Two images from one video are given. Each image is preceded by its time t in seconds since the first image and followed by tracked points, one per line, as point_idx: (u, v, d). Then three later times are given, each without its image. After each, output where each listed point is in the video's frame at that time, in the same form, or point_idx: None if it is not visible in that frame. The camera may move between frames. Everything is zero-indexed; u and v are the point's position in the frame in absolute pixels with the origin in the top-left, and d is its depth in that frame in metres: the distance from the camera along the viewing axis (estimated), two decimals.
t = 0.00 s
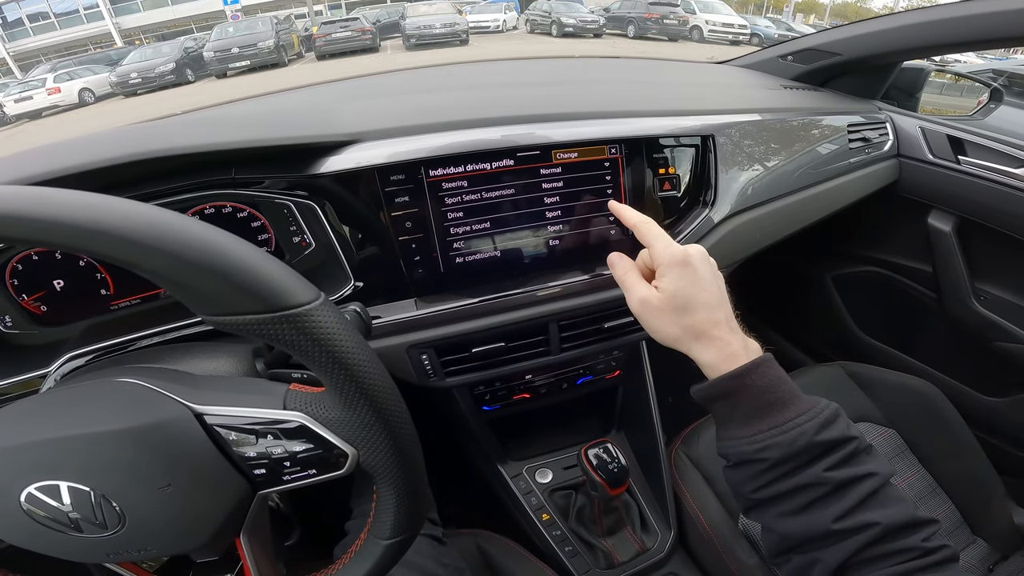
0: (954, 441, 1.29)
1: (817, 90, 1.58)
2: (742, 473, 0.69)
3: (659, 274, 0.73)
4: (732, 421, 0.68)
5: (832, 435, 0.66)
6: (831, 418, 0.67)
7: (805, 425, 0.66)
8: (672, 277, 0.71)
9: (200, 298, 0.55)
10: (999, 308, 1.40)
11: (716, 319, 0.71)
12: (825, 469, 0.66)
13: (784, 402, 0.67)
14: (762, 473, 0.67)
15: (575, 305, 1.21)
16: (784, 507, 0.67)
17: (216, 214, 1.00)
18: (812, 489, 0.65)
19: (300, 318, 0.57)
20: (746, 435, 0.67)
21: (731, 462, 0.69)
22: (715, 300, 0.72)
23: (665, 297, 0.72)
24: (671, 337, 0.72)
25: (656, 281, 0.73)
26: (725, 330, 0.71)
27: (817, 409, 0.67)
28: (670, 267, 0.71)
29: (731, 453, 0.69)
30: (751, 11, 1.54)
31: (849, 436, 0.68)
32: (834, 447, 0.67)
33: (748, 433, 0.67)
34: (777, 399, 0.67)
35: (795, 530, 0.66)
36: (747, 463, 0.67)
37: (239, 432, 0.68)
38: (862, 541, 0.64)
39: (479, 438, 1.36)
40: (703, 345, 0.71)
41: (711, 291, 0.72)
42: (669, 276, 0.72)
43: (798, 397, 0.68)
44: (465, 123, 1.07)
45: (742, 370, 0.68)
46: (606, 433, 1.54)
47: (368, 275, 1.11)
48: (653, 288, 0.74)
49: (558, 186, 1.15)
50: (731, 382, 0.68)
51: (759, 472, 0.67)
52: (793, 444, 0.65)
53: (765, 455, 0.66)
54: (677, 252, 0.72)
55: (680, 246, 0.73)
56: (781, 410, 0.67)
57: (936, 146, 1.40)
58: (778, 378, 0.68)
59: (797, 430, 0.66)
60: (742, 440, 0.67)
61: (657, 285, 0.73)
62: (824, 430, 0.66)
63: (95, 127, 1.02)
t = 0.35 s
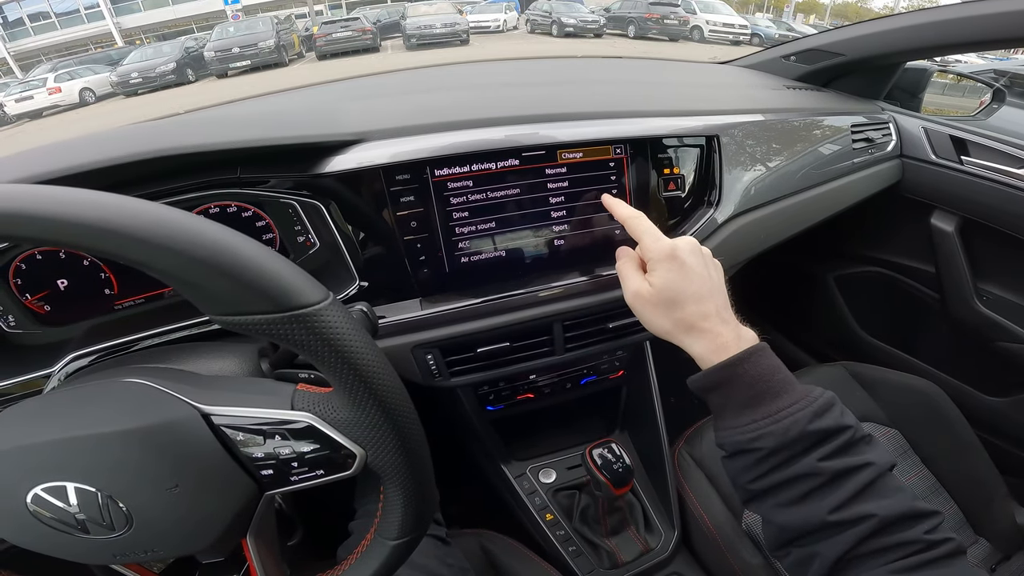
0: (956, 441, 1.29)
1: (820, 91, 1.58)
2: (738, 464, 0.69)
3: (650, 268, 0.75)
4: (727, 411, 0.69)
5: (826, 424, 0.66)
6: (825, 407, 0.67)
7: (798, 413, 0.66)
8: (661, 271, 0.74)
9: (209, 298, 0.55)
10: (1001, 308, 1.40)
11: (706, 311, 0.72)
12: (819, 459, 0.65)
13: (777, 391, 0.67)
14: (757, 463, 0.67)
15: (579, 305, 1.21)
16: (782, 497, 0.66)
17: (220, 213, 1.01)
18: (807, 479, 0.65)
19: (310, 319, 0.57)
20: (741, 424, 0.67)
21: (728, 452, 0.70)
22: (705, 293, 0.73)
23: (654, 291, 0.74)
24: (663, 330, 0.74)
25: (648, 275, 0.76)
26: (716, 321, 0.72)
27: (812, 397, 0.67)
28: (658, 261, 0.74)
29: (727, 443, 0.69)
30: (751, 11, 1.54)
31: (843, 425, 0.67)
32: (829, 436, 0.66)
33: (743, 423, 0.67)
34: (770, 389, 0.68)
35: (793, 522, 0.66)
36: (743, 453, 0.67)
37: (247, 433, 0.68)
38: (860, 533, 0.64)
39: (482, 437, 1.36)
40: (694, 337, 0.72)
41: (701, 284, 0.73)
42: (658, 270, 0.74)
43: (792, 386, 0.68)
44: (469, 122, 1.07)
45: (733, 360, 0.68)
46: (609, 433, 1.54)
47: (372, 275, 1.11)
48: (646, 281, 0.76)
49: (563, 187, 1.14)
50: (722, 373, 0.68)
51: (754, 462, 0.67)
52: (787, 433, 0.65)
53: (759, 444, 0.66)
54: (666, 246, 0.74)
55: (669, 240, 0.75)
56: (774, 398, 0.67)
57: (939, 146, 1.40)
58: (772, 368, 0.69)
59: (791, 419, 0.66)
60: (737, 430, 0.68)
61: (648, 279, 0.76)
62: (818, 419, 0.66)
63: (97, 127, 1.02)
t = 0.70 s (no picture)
0: (962, 440, 1.28)
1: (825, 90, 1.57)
2: (746, 460, 0.69)
3: (659, 265, 0.76)
4: (735, 408, 0.69)
5: (835, 422, 0.66)
6: (834, 404, 0.67)
7: (807, 410, 0.66)
8: (671, 268, 0.75)
9: (224, 295, 0.55)
10: (1006, 308, 1.40)
11: (715, 308, 0.73)
12: (828, 456, 0.65)
13: (785, 387, 0.67)
14: (765, 460, 0.67)
15: (584, 305, 1.21)
16: (790, 495, 0.67)
17: (227, 212, 1.01)
18: (817, 476, 0.65)
19: (324, 316, 0.57)
20: (748, 421, 0.67)
21: (736, 449, 0.69)
22: (715, 290, 0.74)
23: (663, 287, 0.75)
24: (672, 326, 0.75)
25: (657, 272, 0.77)
26: (724, 319, 0.73)
27: (820, 394, 0.67)
28: (668, 258, 0.75)
29: (735, 439, 0.69)
30: (752, 12, 1.54)
31: (852, 422, 0.67)
32: (837, 433, 0.66)
33: (751, 420, 0.67)
34: (778, 386, 0.67)
35: (802, 519, 0.66)
36: (751, 449, 0.67)
37: (259, 432, 0.68)
38: (870, 530, 0.64)
39: (488, 437, 1.36)
40: (702, 334, 0.73)
41: (711, 282, 0.74)
42: (668, 267, 0.75)
43: (800, 382, 0.68)
44: (475, 122, 1.07)
45: (741, 357, 0.68)
46: (615, 433, 1.54)
47: (379, 274, 1.11)
48: (655, 278, 0.77)
49: (570, 186, 1.14)
50: (731, 369, 0.68)
51: (762, 458, 0.67)
52: (795, 430, 0.65)
53: (768, 441, 0.66)
54: (676, 244, 0.76)
55: (679, 238, 0.76)
56: (783, 396, 0.67)
57: (944, 147, 1.40)
58: (780, 365, 0.68)
59: (799, 416, 0.66)
60: (745, 427, 0.68)
61: (658, 276, 0.77)
62: (826, 416, 0.66)
63: (99, 127, 1.02)
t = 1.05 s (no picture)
0: (960, 440, 1.28)
1: (824, 90, 1.57)
2: (738, 462, 0.69)
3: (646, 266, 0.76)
4: (725, 410, 0.69)
5: (826, 422, 0.66)
6: (825, 404, 0.67)
7: (796, 412, 0.66)
8: (657, 269, 0.74)
9: (218, 294, 0.55)
10: (1005, 309, 1.40)
11: (702, 308, 0.73)
12: (820, 457, 0.65)
13: (776, 388, 0.67)
14: (756, 461, 0.67)
15: (582, 305, 1.21)
16: (783, 496, 0.67)
17: (225, 212, 1.01)
18: (808, 478, 0.65)
19: (320, 316, 0.57)
20: (739, 423, 0.67)
21: (728, 451, 0.69)
22: (702, 290, 0.73)
23: (651, 288, 0.74)
24: (661, 328, 0.75)
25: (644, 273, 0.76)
26: (712, 319, 0.72)
27: (810, 395, 0.67)
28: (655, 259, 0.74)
29: (727, 441, 0.69)
30: (753, 12, 1.53)
31: (843, 423, 0.67)
32: (829, 434, 0.66)
33: (742, 421, 0.67)
34: (769, 387, 0.67)
35: (795, 521, 0.66)
36: (741, 451, 0.67)
37: (254, 432, 0.68)
38: (863, 531, 0.63)
39: (487, 437, 1.36)
40: (691, 335, 0.72)
41: (697, 282, 0.73)
42: (654, 268, 0.75)
43: (791, 383, 0.67)
44: (473, 121, 1.07)
45: (730, 359, 0.68)
46: (613, 433, 1.54)
47: (378, 274, 1.11)
48: (642, 279, 0.77)
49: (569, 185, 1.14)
50: (720, 370, 0.68)
51: (755, 460, 0.67)
52: (785, 432, 0.65)
53: (759, 442, 0.66)
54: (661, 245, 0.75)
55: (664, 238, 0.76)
56: (773, 397, 0.67)
57: (943, 147, 1.40)
58: (771, 365, 0.68)
59: (790, 418, 0.65)
60: (736, 429, 0.67)
61: (645, 277, 0.76)
62: (817, 417, 0.66)
63: (99, 126, 1.02)
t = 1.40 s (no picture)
0: (961, 439, 1.29)
1: (826, 90, 1.57)
2: (746, 457, 0.69)
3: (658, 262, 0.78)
4: (735, 405, 0.69)
5: (836, 418, 0.66)
6: (835, 400, 0.67)
7: (807, 407, 0.66)
8: (667, 265, 0.76)
9: (226, 292, 0.55)
10: (1006, 308, 1.40)
11: (711, 303, 0.74)
12: (828, 453, 0.65)
13: (785, 384, 0.67)
14: (765, 457, 0.67)
15: (584, 304, 1.21)
16: (791, 493, 0.67)
17: (229, 210, 1.01)
18: (816, 473, 0.65)
19: (327, 313, 0.57)
20: (748, 418, 0.67)
21: (737, 446, 0.70)
22: (711, 286, 0.75)
23: (660, 283, 0.77)
24: (672, 323, 0.76)
25: (655, 269, 0.78)
26: (722, 314, 0.73)
27: (821, 390, 0.67)
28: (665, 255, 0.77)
29: (735, 436, 0.69)
30: (753, 12, 1.56)
31: (853, 419, 0.67)
32: (838, 431, 0.66)
33: (751, 416, 0.67)
34: (778, 383, 0.68)
35: (803, 517, 0.66)
36: (750, 446, 0.67)
37: (260, 430, 0.68)
38: (869, 529, 0.64)
39: (489, 435, 1.36)
40: (701, 329, 0.73)
41: (706, 278, 0.75)
42: (665, 264, 0.77)
43: (800, 378, 0.68)
44: (475, 121, 1.07)
45: (741, 353, 0.69)
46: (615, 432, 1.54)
47: (381, 273, 1.12)
48: (652, 275, 0.79)
49: (571, 185, 1.15)
50: (730, 363, 0.69)
51: (764, 455, 0.67)
52: (795, 427, 0.65)
53: (768, 437, 0.66)
54: (672, 241, 0.77)
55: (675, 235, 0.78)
56: (782, 393, 0.67)
57: (944, 147, 1.40)
58: (781, 363, 0.69)
59: (800, 413, 0.66)
60: (746, 424, 0.68)
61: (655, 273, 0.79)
62: (828, 412, 0.66)
63: (101, 126, 1.02)
